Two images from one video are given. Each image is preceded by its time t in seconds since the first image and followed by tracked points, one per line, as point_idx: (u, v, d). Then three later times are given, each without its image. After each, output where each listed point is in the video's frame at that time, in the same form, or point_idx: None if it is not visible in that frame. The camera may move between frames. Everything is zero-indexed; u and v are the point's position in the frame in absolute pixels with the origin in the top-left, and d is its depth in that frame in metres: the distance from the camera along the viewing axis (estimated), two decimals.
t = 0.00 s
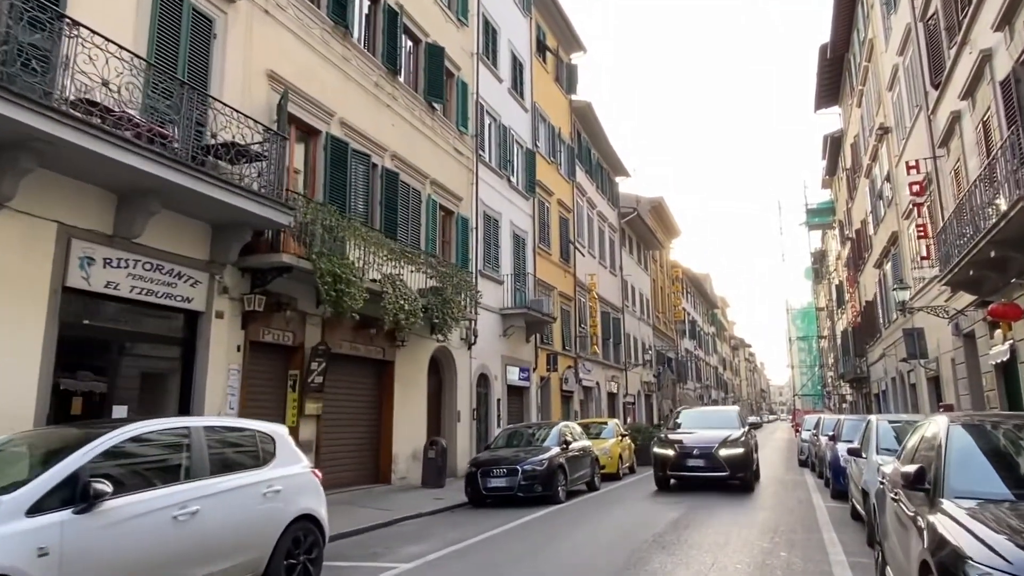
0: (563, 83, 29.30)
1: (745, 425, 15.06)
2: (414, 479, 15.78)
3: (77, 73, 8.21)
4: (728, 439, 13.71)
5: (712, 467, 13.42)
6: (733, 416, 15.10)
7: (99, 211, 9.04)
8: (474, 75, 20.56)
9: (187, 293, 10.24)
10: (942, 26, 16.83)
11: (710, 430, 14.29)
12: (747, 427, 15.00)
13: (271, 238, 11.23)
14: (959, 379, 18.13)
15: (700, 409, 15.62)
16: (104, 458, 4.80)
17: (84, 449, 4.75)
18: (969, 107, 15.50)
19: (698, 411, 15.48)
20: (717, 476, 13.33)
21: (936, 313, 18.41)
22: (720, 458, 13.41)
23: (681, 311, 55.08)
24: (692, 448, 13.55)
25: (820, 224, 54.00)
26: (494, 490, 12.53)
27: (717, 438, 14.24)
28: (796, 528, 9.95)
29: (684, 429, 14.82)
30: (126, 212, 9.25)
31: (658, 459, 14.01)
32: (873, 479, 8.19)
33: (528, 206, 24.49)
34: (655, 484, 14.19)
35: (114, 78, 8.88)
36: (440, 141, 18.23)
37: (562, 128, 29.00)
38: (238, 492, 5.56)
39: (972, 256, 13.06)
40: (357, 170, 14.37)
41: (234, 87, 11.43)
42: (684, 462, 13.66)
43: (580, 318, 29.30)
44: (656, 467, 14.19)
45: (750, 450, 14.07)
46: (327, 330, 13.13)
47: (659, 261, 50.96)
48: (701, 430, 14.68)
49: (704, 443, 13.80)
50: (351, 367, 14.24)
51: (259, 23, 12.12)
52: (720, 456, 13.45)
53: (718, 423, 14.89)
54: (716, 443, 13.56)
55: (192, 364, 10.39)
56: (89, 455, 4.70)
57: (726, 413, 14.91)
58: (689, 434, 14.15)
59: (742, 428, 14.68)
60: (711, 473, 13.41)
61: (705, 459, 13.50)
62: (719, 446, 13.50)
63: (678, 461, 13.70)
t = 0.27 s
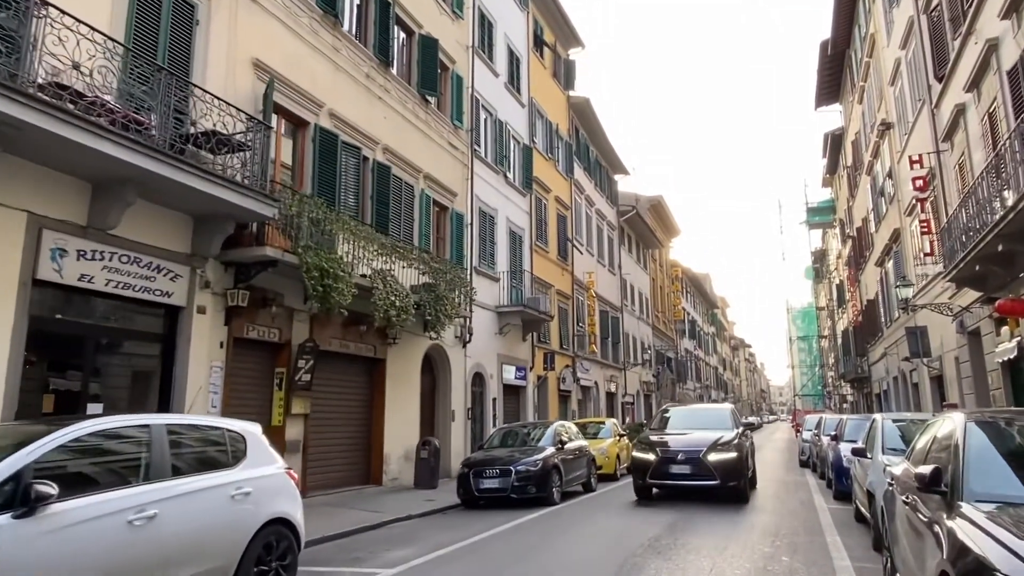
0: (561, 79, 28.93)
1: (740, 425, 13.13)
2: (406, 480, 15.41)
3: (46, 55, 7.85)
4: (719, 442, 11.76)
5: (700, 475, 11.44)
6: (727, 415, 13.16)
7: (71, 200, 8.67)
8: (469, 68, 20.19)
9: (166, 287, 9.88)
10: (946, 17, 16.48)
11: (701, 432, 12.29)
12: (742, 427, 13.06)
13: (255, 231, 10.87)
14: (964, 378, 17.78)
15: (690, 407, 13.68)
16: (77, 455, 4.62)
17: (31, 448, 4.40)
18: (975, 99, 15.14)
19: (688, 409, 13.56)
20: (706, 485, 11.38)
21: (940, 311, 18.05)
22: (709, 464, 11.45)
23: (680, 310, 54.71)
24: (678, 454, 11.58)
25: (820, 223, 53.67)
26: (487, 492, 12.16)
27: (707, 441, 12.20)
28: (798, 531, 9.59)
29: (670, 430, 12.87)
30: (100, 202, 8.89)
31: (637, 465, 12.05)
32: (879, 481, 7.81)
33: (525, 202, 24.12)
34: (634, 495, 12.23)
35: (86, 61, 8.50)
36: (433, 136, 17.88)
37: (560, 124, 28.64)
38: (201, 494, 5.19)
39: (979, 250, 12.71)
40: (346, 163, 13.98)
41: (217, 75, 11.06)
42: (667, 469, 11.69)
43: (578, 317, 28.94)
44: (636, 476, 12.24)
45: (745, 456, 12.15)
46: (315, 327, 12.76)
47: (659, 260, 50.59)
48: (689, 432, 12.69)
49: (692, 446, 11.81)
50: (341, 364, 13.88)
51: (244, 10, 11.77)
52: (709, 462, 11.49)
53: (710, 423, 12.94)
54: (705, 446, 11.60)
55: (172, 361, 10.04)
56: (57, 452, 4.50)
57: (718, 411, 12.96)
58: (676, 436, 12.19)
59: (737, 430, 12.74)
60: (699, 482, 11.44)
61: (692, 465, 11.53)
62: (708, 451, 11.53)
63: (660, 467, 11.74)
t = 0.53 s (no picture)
0: (558, 76, 28.60)
1: (730, 428, 11.53)
2: (398, 482, 15.07)
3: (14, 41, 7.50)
4: (703, 447, 10.17)
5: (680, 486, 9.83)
6: (716, 416, 11.55)
7: (44, 193, 8.35)
8: (464, 63, 19.87)
9: (145, 284, 9.56)
10: (950, 10, 16.17)
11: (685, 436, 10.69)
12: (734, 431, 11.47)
13: (239, 226, 10.53)
14: (968, 378, 17.44)
15: (676, 408, 12.09)
16: (50, 458, 4.42)
17: None
18: (979, 92, 14.82)
19: (674, 410, 11.97)
20: (688, 498, 9.77)
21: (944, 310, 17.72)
22: (691, 473, 9.84)
23: (680, 310, 54.35)
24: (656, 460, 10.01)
25: (821, 222, 53.35)
26: (479, 495, 11.81)
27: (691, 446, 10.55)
28: (800, 537, 9.25)
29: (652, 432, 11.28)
30: (75, 195, 8.57)
31: (608, 473, 10.44)
32: (886, 486, 7.46)
33: (522, 200, 23.79)
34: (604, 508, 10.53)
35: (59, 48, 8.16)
36: (428, 131, 17.54)
37: (558, 122, 28.31)
38: (163, 501, 4.87)
39: (984, 247, 12.39)
40: (336, 158, 13.65)
41: (200, 65, 10.74)
42: (642, 478, 10.09)
43: (576, 316, 28.61)
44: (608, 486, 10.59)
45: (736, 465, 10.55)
46: (303, 325, 12.43)
47: (658, 260, 50.28)
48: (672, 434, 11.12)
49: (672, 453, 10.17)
50: (331, 364, 13.55)
51: None
52: (692, 471, 9.86)
53: (697, 426, 11.37)
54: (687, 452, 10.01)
55: (152, 360, 9.72)
56: (27, 454, 4.29)
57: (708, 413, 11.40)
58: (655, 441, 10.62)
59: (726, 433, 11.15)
60: (679, 494, 9.83)
61: (670, 474, 9.93)
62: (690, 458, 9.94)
63: (634, 476, 10.16)
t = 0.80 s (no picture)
0: (555, 72, 28.23)
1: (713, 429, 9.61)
2: (387, 484, 14.71)
3: None
4: (682, 454, 8.17)
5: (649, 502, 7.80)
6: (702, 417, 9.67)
7: (11, 183, 8.01)
8: (458, 57, 19.53)
9: (120, 279, 9.22)
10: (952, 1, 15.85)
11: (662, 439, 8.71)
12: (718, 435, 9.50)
13: (219, 219, 10.23)
14: (972, 377, 17.09)
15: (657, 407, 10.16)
16: (3, 460, 4.14)
17: None
18: (983, 84, 14.49)
19: (656, 410, 10.00)
20: (658, 518, 7.72)
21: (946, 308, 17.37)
22: (664, 488, 7.77)
23: (679, 310, 54.00)
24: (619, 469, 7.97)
25: (821, 221, 53.02)
26: (468, 498, 11.43)
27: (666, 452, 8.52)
28: (800, 542, 8.90)
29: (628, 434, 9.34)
30: (44, 185, 8.22)
31: (561, 485, 8.39)
32: (889, 490, 7.09)
33: (518, 197, 23.43)
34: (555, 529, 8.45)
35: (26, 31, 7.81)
36: (420, 126, 17.18)
37: (554, 118, 27.95)
38: (112, 507, 4.52)
39: (989, 242, 12.06)
40: (323, 151, 13.29)
41: (180, 54, 10.39)
42: (604, 493, 8.00)
43: (573, 315, 28.27)
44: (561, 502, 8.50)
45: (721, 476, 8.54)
46: (288, 323, 12.07)
47: (657, 259, 49.95)
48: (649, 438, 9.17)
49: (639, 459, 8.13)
50: (317, 362, 13.20)
51: None
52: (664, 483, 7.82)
53: (675, 429, 9.42)
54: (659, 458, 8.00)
55: (127, 358, 9.38)
56: None
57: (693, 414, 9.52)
58: (623, 444, 8.59)
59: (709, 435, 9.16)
60: (648, 514, 7.78)
61: (636, 489, 7.88)
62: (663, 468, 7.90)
63: (592, 491, 8.07)
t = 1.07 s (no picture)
0: (552, 68, 27.91)
1: (688, 430, 7.69)
2: (378, 486, 14.38)
3: None
4: (645, 465, 6.23)
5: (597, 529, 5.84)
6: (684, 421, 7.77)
7: None
8: (452, 51, 19.19)
9: (94, 273, 8.90)
10: None
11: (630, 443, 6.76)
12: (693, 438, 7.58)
13: (201, 212, 9.84)
14: (975, 376, 16.79)
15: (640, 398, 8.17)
16: None
17: None
18: (988, 76, 14.17)
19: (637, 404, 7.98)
20: (609, 552, 5.78)
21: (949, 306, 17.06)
22: (616, 511, 5.83)
23: (678, 310, 53.67)
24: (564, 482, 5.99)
25: (821, 220, 52.68)
26: (458, 500, 11.09)
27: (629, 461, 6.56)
28: (800, 546, 8.57)
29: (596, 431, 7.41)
30: (12, 175, 7.90)
31: (488, 502, 6.39)
32: (893, 492, 6.77)
33: (514, 194, 23.09)
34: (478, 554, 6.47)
35: None
36: (412, 120, 16.84)
37: (552, 114, 27.63)
38: (56, 512, 4.18)
39: (994, 236, 11.73)
40: (310, 143, 12.96)
41: (160, 41, 10.06)
42: (539, 516, 6.02)
43: (571, 314, 27.94)
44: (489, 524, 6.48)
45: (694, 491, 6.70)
46: (273, 319, 11.73)
47: (656, 258, 49.61)
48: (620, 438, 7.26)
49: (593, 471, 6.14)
50: (304, 360, 12.87)
51: None
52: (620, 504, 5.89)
53: (651, 427, 7.54)
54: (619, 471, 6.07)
55: (102, 355, 9.05)
56: None
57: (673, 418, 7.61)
58: (572, 449, 6.63)
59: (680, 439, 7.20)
60: (596, 544, 5.83)
61: (582, 511, 5.90)
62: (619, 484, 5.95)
63: (527, 512, 6.09)
